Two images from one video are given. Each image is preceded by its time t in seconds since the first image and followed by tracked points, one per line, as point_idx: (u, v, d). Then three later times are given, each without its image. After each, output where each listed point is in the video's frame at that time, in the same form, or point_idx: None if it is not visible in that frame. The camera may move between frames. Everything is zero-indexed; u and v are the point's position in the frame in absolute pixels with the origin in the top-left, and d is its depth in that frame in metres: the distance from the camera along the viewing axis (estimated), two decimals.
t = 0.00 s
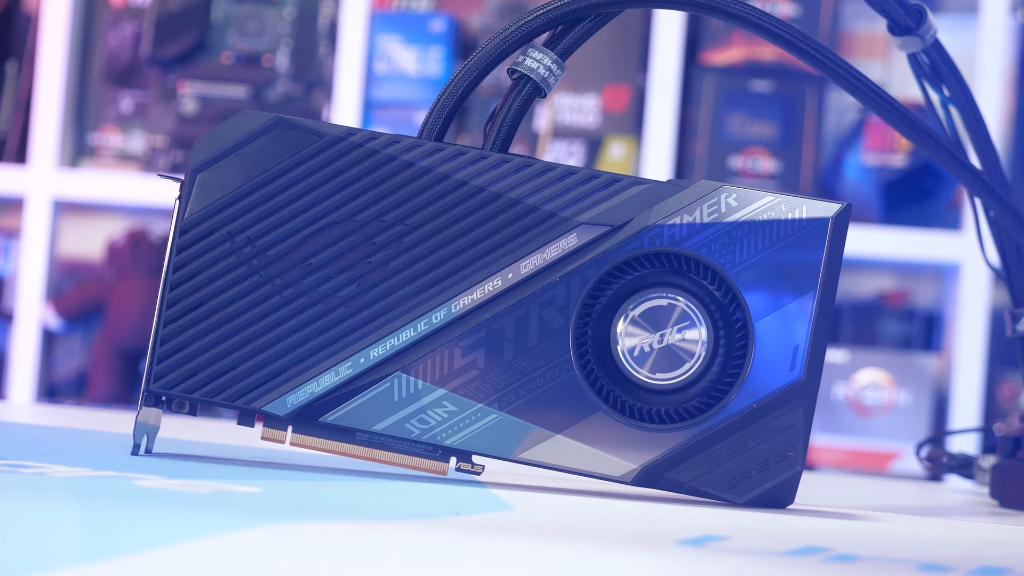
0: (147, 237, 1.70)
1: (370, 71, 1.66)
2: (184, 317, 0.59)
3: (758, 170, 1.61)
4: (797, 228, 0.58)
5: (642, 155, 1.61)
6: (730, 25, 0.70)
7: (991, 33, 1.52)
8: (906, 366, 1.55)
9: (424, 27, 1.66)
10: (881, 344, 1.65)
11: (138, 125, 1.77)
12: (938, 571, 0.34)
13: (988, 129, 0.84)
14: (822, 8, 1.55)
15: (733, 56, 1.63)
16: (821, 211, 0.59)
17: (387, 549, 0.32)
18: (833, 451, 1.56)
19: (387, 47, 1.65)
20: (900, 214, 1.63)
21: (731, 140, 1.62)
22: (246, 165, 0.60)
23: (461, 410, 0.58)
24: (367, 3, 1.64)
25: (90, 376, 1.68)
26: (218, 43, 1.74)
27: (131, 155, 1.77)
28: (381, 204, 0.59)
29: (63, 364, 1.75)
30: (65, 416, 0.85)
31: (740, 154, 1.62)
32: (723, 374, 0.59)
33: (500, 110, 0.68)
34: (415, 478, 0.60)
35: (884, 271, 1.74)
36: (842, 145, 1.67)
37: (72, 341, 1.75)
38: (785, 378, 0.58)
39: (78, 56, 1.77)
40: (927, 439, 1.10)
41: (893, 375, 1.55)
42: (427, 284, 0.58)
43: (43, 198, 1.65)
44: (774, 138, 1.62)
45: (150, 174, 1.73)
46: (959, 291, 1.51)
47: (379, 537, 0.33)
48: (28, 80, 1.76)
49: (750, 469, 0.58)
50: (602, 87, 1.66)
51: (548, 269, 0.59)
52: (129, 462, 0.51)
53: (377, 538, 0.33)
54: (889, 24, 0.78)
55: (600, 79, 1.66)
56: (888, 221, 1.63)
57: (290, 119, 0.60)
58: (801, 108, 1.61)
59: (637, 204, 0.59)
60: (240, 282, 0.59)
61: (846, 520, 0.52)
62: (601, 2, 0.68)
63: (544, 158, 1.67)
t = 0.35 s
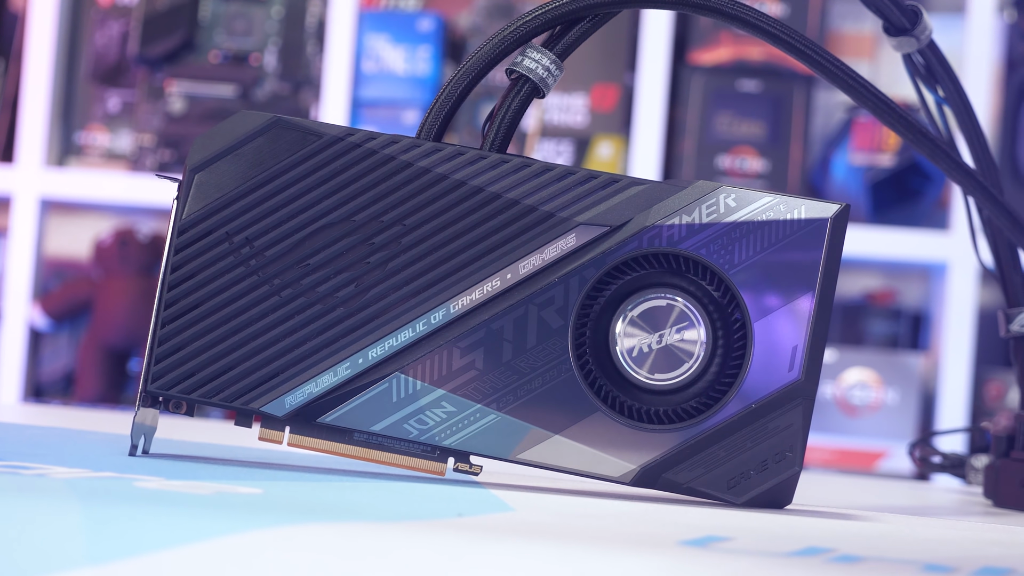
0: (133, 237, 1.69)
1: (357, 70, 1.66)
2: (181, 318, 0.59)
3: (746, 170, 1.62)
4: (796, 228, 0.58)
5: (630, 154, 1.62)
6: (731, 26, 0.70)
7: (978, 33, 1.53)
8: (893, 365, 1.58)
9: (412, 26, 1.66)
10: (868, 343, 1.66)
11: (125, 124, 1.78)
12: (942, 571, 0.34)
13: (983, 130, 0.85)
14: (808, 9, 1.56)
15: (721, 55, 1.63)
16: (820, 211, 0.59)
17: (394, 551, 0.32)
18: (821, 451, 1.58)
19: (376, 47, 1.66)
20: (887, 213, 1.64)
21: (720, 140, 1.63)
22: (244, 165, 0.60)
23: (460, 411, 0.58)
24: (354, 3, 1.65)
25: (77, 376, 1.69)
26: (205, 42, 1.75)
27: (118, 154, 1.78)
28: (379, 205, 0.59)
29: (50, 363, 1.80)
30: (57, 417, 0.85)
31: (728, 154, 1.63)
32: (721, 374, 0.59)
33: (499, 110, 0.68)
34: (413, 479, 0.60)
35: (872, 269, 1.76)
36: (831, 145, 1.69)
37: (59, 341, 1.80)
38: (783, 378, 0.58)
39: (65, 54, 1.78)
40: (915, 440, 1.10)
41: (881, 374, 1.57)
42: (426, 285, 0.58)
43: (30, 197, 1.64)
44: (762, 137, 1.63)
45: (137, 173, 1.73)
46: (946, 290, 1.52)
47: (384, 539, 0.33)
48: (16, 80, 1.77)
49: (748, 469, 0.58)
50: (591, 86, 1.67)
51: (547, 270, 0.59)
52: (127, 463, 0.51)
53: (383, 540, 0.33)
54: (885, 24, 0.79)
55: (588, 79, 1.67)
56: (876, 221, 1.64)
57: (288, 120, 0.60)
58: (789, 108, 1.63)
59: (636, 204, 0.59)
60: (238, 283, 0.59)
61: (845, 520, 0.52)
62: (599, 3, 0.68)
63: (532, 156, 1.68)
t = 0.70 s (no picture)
0: (121, 236, 1.76)
1: (346, 69, 1.74)
2: (178, 318, 0.59)
3: (734, 169, 1.70)
4: (795, 228, 0.58)
5: (619, 153, 1.69)
6: (729, 27, 0.70)
7: (966, 31, 1.60)
8: (881, 364, 1.66)
9: (401, 24, 1.75)
10: (856, 341, 1.76)
11: (112, 123, 1.85)
12: (944, 571, 0.34)
13: (976, 130, 0.85)
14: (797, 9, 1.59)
15: (710, 55, 1.71)
16: (818, 212, 0.59)
17: (396, 552, 0.32)
18: (811, 450, 1.67)
19: (364, 46, 1.73)
20: (873, 214, 1.72)
21: (708, 140, 1.71)
22: (241, 165, 0.59)
23: (458, 411, 0.58)
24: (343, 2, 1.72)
25: (64, 375, 1.75)
26: (192, 40, 1.83)
27: (104, 152, 1.85)
28: (377, 205, 0.59)
29: (37, 363, 1.87)
30: (49, 417, 0.85)
31: (717, 153, 1.71)
32: (719, 374, 0.59)
33: (497, 110, 0.68)
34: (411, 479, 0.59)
35: (858, 269, 1.85)
36: (820, 145, 1.75)
37: (46, 340, 1.87)
38: (781, 378, 0.58)
39: (53, 54, 1.86)
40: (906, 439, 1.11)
41: (868, 372, 1.66)
42: (425, 285, 0.58)
43: (16, 195, 1.69)
44: (749, 137, 1.71)
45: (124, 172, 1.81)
46: (935, 291, 1.60)
47: (386, 540, 0.33)
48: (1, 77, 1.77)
49: (747, 469, 0.58)
50: (579, 86, 1.73)
51: (546, 270, 0.59)
52: (125, 464, 0.50)
53: (388, 542, 0.33)
54: (879, 25, 0.79)
55: (577, 79, 1.73)
56: (863, 222, 1.72)
57: (286, 119, 0.60)
58: (776, 108, 1.71)
59: (634, 205, 0.59)
60: (236, 283, 0.59)
61: (843, 520, 0.52)
62: (597, 3, 0.68)
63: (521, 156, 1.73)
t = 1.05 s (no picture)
0: (108, 235, 1.74)
1: (334, 68, 1.75)
2: (176, 319, 0.58)
3: (722, 169, 1.71)
4: (793, 229, 0.58)
5: (607, 153, 1.70)
6: (728, 28, 0.70)
7: (953, 31, 1.62)
8: (868, 365, 1.68)
9: (389, 23, 1.75)
10: (844, 340, 1.75)
11: (99, 122, 1.86)
12: (948, 572, 0.34)
13: (969, 130, 0.85)
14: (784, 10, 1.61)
15: (697, 55, 1.70)
16: (816, 213, 0.59)
17: (401, 553, 0.32)
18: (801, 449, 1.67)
19: (352, 45, 1.74)
20: (860, 213, 1.75)
21: (697, 140, 1.72)
22: (239, 166, 0.59)
23: (456, 412, 0.58)
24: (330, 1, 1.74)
25: (51, 373, 1.75)
26: (180, 39, 1.83)
27: (91, 152, 1.86)
28: (376, 205, 0.59)
29: (23, 362, 1.88)
30: (41, 416, 0.85)
31: (705, 153, 1.72)
32: (718, 374, 0.59)
33: (495, 111, 0.68)
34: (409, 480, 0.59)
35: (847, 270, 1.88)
36: (808, 145, 1.75)
37: (33, 339, 1.88)
38: (780, 379, 0.58)
39: (39, 54, 1.87)
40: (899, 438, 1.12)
41: (856, 372, 1.68)
42: (423, 286, 0.58)
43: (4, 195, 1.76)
44: (736, 137, 1.72)
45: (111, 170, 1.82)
46: (921, 291, 1.62)
47: (390, 541, 0.33)
48: None
49: (745, 470, 0.58)
50: (568, 85, 1.75)
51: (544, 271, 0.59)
52: (123, 465, 0.50)
53: (393, 544, 0.33)
54: (875, 26, 0.79)
55: (564, 79, 1.75)
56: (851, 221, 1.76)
57: (283, 120, 0.60)
58: (764, 107, 1.72)
59: (632, 205, 0.59)
60: (234, 284, 0.58)
61: (840, 520, 0.52)
62: (596, 3, 0.68)
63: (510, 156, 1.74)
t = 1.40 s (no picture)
0: (96, 235, 1.73)
1: (322, 67, 1.75)
2: (174, 319, 0.58)
3: (710, 168, 1.72)
4: (791, 230, 0.58)
5: (595, 151, 1.71)
6: (724, 29, 0.70)
7: (941, 32, 1.63)
8: (856, 365, 1.69)
9: (377, 23, 1.75)
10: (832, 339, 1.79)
11: (86, 121, 1.86)
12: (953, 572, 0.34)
13: (964, 131, 0.86)
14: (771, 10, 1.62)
15: (685, 54, 1.71)
16: (814, 214, 0.59)
17: (407, 555, 0.31)
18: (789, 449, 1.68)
19: (341, 44, 1.75)
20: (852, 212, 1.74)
21: (686, 138, 1.73)
22: (237, 166, 0.59)
23: (455, 412, 0.58)
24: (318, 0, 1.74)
25: (38, 372, 1.75)
26: (167, 38, 1.82)
27: (79, 151, 1.86)
28: (374, 205, 0.59)
29: (11, 361, 1.90)
30: (30, 416, 0.84)
31: (693, 152, 1.72)
32: (716, 375, 0.59)
33: (493, 111, 0.68)
34: (407, 480, 0.59)
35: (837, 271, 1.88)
36: (796, 145, 1.75)
37: (20, 339, 1.90)
38: (778, 380, 0.59)
39: (26, 53, 1.88)
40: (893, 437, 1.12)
41: (844, 372, 1.69)
42: (421, 286, 0.58)
43: None
44: (724, 136, 1.72)
45: (99, 170, 1.82)
46: (909, 289, 1.63)
47: (396, 543, 0.33)
48: None
49: (744, 470, 0.58)
50: (556, 84, 1.75)
51: (542, 272, 0.59)
52: (121, 465, 0.50)
53: (398, 545, 0.33)
54: (870, 27, 0.79)
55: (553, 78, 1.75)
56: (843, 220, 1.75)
57: (281, 120, 0.60)
58: (752, 107, 1.73)
59: (631, 206, 0.59)
60: (232, 284, 0.58)
61: (839, 521, 0.52)
62: (593, 3, 0.68)
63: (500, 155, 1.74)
